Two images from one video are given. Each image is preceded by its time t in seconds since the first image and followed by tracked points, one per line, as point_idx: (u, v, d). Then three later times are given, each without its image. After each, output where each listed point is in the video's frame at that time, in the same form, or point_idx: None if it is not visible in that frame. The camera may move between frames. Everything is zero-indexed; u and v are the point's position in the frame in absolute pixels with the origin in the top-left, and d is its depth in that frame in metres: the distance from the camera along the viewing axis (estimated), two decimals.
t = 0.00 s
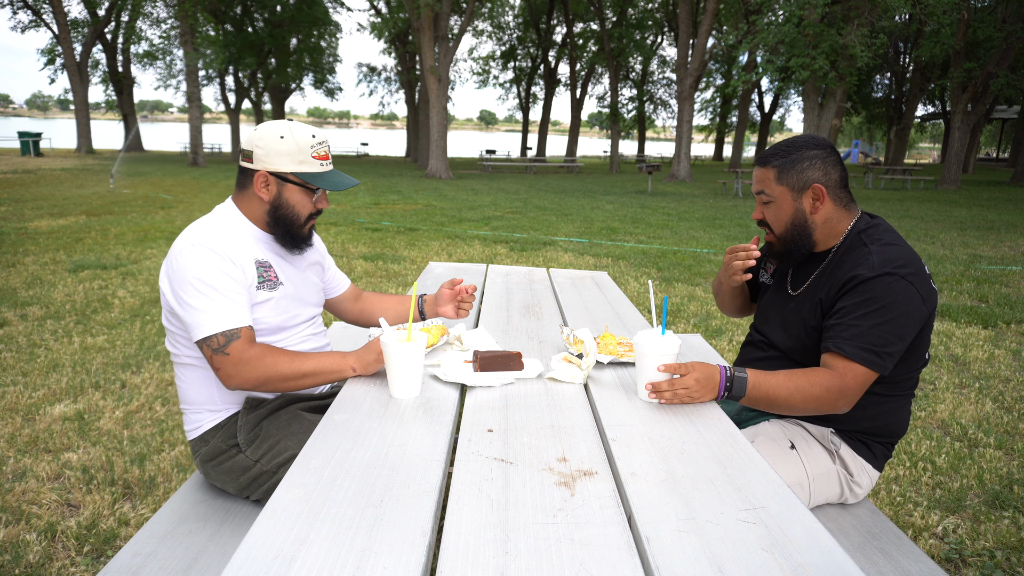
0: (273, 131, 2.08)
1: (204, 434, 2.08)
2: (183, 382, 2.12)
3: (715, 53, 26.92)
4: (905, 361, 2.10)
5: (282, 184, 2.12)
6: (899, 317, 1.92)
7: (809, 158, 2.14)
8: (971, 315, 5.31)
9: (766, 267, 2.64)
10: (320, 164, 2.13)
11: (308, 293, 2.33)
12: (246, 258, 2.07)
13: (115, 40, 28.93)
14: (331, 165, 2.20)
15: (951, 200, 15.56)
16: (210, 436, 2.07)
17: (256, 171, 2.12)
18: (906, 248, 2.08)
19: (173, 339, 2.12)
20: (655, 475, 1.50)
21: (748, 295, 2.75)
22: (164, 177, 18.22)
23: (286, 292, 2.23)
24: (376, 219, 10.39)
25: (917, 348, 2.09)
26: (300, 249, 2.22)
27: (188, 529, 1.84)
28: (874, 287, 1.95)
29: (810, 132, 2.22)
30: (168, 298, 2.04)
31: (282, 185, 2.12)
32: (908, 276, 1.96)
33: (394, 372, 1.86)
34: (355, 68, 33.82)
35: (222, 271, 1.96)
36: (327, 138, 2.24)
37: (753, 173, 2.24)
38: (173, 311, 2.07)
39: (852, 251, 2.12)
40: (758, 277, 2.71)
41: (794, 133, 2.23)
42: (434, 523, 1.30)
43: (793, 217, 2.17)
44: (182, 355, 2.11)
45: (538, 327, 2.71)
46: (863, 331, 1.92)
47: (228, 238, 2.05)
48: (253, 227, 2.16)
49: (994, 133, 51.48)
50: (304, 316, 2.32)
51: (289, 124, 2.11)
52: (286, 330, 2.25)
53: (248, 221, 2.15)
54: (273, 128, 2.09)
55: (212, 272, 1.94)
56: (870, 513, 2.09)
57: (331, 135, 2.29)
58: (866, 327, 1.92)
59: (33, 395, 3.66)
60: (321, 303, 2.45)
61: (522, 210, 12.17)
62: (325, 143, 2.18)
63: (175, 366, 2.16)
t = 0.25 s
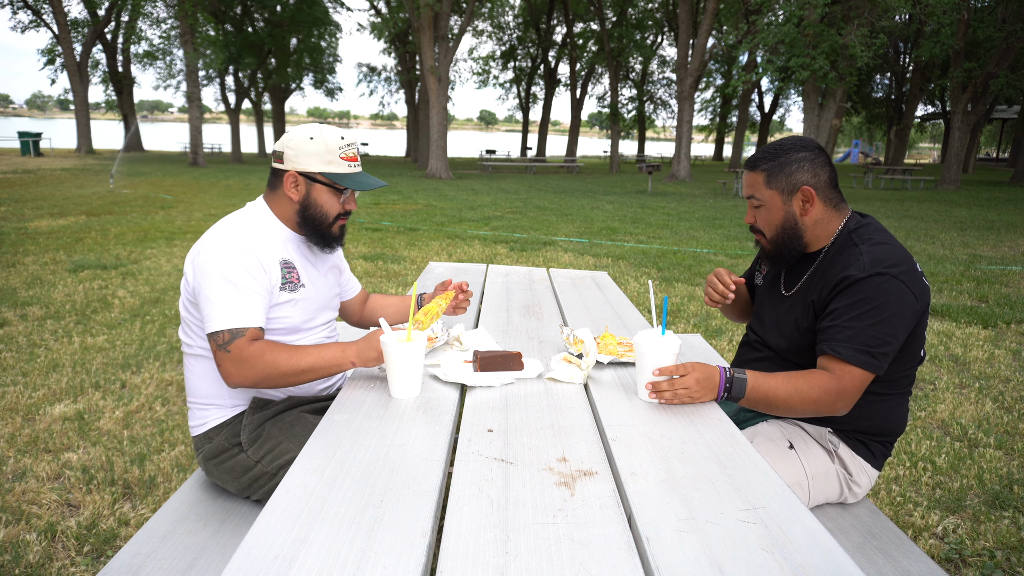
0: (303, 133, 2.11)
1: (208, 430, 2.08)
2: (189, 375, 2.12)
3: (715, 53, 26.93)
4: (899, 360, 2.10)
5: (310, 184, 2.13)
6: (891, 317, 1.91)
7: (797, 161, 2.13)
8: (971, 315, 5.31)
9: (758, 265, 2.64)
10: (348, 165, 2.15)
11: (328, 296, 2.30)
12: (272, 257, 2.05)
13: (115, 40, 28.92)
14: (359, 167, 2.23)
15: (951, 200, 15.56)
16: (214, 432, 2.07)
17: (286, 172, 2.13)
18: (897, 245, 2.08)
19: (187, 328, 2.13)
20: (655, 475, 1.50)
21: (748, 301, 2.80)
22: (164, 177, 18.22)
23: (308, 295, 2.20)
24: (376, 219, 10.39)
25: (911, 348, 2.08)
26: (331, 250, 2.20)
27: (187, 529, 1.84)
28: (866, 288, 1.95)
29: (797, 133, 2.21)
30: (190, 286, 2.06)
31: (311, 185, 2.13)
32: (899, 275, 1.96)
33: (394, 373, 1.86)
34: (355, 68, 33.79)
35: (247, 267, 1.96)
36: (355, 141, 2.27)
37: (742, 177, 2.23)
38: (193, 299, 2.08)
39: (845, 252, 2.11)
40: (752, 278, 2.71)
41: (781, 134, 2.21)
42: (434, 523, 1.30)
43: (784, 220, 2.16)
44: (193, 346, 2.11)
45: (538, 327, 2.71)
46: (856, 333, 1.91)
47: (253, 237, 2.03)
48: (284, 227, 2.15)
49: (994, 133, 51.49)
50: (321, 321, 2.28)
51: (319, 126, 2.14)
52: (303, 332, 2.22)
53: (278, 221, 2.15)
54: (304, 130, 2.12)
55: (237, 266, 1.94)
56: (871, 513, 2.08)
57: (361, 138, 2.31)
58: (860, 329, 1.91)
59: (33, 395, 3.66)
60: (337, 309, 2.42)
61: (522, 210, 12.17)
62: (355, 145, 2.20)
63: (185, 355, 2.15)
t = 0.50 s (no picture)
0: (318, 137, 2.11)
1: (210, 430, 2.08)
2: (191, 374, 2.12)
3: (715, 53, 26.93)
4: (895, 358, 2.10)
5: (326, 189, 2.13)
6: (886, 316, 1.91)
7: (789, 160, 2.13)
8: (971, 315, 5.30)
9: (755, 265, 2.65)
10: (363, 169, 2.15)
11: (332, 300, 2.30)
12: (285, 261, 2.05)
13: (115, 40, 28.91)
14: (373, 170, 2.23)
15: (951, 200, 15.56)
16: (215, 432, 2.07)
17: (302, 176, 2.13)
18: (889, 244, 2.08)
19: (193, 325, 2.13)
20: (654, 475, 1.50)
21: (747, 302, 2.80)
22: (164, 176, 18.21)
23: (316, 299, 2.20)
24: (376, 219, 10.39)
25: (907, 346, 2.08)
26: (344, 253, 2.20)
27: (188, 528, 1.84)
28: (860, 287, 1.95)
29: (789, 132, 2.21)
30: (200, 282, 2.06)
31: (327, 189, 2.12)
32: (893, 273, 1.95)
33: (394, 373, 1.86)
34: (355, 68, 33.78)
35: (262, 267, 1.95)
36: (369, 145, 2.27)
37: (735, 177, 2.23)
38: (202, 296, 2.09)
39: (839, 250, 2.11)
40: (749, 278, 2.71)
41: (773, 133, 2.22)
42: (433, 523, 1.30)
43: (777, 219, 2.16)
44: (197, 344, 2.11)
45: (539, 327, 2.70)
46: (851, 332, 1.91)
47: (269, 242, 2.01)
48: (297, 230, 2.15)
49: (994, 134, 51.48)
50: (325, 324, 2.29)
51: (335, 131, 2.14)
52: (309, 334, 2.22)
53: (293, 225, 2.14)
54: (319, 134, 2.12)
55: (251, 268, 1.93)
56: (870, 512, 2.09)
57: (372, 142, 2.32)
58: (855, 328, 1.91)
59: (33, 394, 3.66)
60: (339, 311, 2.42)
61: (522, 210, 12.17)
62: (369, 148, 2.20)
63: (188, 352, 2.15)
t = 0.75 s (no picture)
0: (324, 142, 2.11)
1: (209, 431, 2.08)
2: (191, 375, 2.12)
3: (715, 53, 26.93)
4: (894, 357, 2.10)
5: (332, 193, 2.13)
6: (884, 314, 1.90)
7: (786, 160, 2.13)
8: (971, 315, 5.30)
9: (753, 265, 2.66)
10: (369, 174, 2.16)
11: (331, 303, 2.30)
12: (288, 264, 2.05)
13: (115, 40, 28.91)
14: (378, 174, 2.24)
15: (951, 200, 15.56)
16: (215, 433, 2.07)
17: (308, 180, 2.13)
18: (886, 243, 2.08)
19: (193, 325, 2.13)
20: (654, 475, 1.50)
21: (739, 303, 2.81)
22: (164, 176, 18.21)
23: (317, 302, 2.20)
24: (376, 219, 10.39)
25: (906, 344, 2.08)
26: (347, 256, 2.21)
27: (188, 528, 1.84)
28: (857, 286, 1.94)
29: (787, 132, 2.21)
30: (202, 282, 2.06)
31: (333, 194, 2.13)
32: (890, 272, 1.95)
33: (394, 373, 1.86)
34: (355, 68, 33.78)
35: (264, 271, 1.95)
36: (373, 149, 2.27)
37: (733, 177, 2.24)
38: (203, 298, 2.09)
39: (835, 249, 2.11)
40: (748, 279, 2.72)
41: (771, 133, 2.22)
42: (433, 523, 1.30)
43: (774, 219, 2.16)
44: (197, 344, 2.11)
45: (538, 327, 2.71)
46: (849, 331, 1.91)
47: (272, 243, 2.00)
48: (301, 234, 2.15)
49: (994, 133, 51.49)
50: (325, 326, 2.29)
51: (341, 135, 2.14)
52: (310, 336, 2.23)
53: (297, 229, 2.14)
54: (324, 139, 2.12)
55: (252, 270, 1.92)
56: (870, 513, 2.09)
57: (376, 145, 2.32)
58: (852, 327, 1.91)
59: (33, 395, 3.66)
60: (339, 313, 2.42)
61: (522, 210, 12.17)
62: (373, 153, 2.20)
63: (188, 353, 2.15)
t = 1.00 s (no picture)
0: (325, 144, 2.11)
1: (208, 432, 2.08)
2: (189, 377, 2.11)
3: (715, 53, 26.93)
4: (892, 356, 2.10)
5: (332, 196, 2.13)
6: (882, 313, 1.90)
7: (784, 161, 2.13)
8: (971, 315, 5.30)
9: (749, 265, 2.66)
10: (369, 177, 2.16)
11: (329, 304, 2.30)
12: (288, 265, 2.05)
13: (115, 40, 28.91)
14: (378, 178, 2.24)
15: (951, 200, 15.55)
16: (214, 434, 2.07)
17: (308, 182, 2.12)
18: (883, 242, 2.08)
19: (192, 327, 2.13)
20: (654, 475, 1.50)
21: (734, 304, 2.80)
22: (164, 176, 18.21)
23: (316, 303, 2.21)
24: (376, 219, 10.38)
25: (904, 343, 2.07)
26: (347, 258, 2.21)
27: (188, 528, 1.84)
28: (855, 284, 1.95)
29: (785, 133, 2.21)
30: (201, 283, 2.06)
31: (332, 197, 2.13)
32: (888, 271, 1.95)
33: (394, 372, 1.86)
34: (355, 68, 33.78)
35: (264, 271, 1.95)
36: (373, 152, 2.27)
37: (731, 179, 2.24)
38: (202, 299, 2.09)
39: (832, 249, 2.12)
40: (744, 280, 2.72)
41: (768, 135, 2.22)
42: (433, 523, 1.30)
43: (772, 220, 2.16)
44: (196, 346, 2.11)
45: (538, 327, 2.71)
46: (848, 330, 1.91)
47: (272, 245, 2.00)
48: (301, 236, 2.15)
49: (994, 134, 51.48)
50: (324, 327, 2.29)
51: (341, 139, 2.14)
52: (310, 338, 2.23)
53: (297, 231, 2.14)
54: (326, 140, 2.12)
55: (252, 271, 1.92)
56: (870, 513, 2.09)
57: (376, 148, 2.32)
58: (850, 326, 1.91)
59: (33, 395, 3.66)
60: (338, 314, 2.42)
61: (522, 210, 12.17)
62: (374, 156, 2.20)
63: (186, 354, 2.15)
